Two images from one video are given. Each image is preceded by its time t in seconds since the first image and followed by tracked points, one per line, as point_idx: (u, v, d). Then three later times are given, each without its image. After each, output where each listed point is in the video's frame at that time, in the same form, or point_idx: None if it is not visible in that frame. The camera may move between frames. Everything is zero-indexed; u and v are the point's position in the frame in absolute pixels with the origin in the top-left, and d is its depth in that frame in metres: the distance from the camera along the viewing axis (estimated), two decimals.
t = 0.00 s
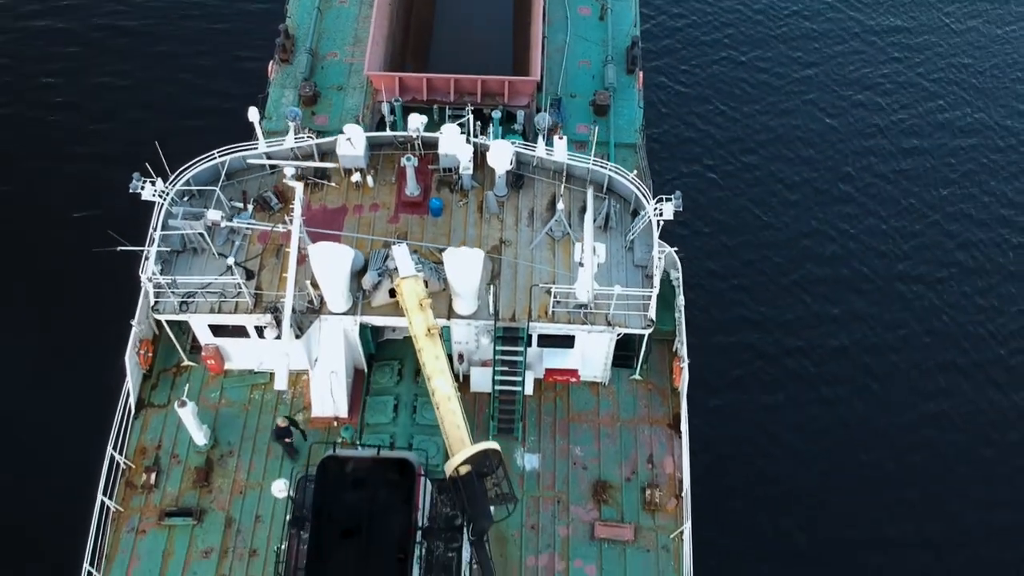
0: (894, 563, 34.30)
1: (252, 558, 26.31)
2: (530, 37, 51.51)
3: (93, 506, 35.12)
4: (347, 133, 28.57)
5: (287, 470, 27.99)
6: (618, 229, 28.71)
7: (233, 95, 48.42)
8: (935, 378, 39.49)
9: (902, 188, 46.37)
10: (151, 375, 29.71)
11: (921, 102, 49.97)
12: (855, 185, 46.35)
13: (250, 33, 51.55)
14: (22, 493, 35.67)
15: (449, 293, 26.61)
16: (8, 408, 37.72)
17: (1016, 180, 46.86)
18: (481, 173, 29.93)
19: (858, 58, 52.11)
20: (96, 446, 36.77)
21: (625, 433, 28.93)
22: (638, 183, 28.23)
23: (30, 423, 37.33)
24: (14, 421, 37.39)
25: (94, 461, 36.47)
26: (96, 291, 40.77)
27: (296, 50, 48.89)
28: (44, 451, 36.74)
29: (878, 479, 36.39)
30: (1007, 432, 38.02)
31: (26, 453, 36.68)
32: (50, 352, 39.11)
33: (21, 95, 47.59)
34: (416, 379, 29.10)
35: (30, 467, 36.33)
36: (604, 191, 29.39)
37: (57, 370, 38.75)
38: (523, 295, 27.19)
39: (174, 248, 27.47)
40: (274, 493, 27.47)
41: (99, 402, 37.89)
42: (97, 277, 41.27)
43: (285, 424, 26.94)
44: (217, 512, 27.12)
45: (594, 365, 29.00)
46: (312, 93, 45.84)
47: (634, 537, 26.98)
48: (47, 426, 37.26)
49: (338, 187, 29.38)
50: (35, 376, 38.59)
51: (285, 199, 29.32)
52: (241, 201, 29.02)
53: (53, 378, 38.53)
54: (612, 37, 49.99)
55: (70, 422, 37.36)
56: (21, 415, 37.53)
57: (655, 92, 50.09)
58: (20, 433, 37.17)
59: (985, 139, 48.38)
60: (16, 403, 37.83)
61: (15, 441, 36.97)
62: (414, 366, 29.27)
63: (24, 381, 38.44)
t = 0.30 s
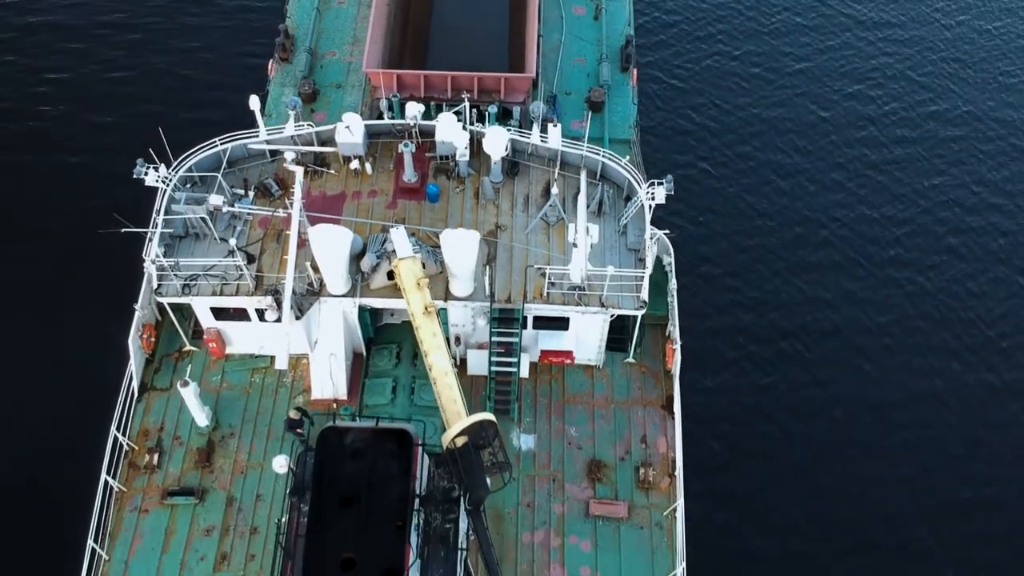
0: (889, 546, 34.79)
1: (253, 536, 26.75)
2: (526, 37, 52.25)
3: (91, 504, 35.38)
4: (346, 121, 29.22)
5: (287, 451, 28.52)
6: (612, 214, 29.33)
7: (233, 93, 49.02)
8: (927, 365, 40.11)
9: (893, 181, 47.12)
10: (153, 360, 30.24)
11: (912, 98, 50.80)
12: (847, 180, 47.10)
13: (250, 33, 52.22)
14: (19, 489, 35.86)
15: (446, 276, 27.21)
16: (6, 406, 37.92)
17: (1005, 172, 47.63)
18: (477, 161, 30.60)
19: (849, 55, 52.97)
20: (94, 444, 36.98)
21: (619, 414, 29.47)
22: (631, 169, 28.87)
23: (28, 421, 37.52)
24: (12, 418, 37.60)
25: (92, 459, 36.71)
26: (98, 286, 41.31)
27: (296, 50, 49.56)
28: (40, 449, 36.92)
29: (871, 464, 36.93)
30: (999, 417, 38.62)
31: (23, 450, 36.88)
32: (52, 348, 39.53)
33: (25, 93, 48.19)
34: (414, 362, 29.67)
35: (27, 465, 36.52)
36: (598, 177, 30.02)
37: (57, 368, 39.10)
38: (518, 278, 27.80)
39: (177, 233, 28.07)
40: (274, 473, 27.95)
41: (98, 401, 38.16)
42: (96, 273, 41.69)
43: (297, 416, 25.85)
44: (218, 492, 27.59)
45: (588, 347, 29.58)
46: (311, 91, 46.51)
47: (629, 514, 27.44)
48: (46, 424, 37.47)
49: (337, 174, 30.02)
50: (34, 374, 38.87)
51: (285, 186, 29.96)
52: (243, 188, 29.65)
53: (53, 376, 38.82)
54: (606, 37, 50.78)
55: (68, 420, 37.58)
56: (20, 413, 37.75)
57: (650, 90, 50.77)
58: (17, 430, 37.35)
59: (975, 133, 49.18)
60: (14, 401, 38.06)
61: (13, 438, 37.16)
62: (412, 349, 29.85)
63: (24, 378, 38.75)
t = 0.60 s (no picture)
0: (881, 527, 35.55)
1: (253, 515, 27.18)
2: (521, 36, 52.90)
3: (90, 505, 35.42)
4: (344, 110, 29.92)
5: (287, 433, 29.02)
6: (605, 200, 30.01)
7: (231, 88, 49.56)
8: (918, 352, 40.84)
9: (884, 174, 47.90)
10: (155, 346, 30.79)
11: (901, 92, 51.68)
12: (839, 173, 47.83)
13: (248, 31, 52.90)
14: (18, 490, 35.95)
15: (442, 259, 27.84)
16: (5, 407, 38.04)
17: (993, 162, 48.50)
18: (473, 150, 31.28)
19: (839, 52, 53.82)
20: (94, 449, 37.00)
21: (613, 396, 30.05)
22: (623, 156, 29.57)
23: (28, 423, 37.66)
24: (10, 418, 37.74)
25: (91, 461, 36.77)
26: (99, 282, 41.92)
27: (295, 49, 50.13)
28: (39, 449, 37.03)
29: (863, 449, 37.66)
30: (988, 401, 39.42)
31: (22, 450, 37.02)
32: (54, 346, 39.95)
33: (27, 93, 48.63)
34: (411, 346, 30.29)
35: (26, 466, 36.65)
36: (591, 165, 30.70)
37: (57, 367, 39.40)
38: (513, 261, 28.42)
39: (179, 220, 28.71)
40: (274, 455, 28.41)
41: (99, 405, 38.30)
42: (97, 270, 42.33)
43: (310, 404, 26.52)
44: (218, 473, 28.04)
45: (582, 331, 30.18)
46: (310, 90, 47.16)
47: (622, 493, 27.95)
48: (45, 424, 37.62)
49: (336, 163, 30.67)
50: (33, 375, 39.10)
51: (285, 175, 30.60)
52: (243, 176, 30.32)
53: (52, 377, 39.03)
54: (600, 36, 51.61)
55: (67, 423, 37.69)
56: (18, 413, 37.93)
57: (643, 87, 51.50)
58: (17, 432, 37.50)
59: (963, 124, 50.08)
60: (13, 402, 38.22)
61: (12, 440, 37.29)
62: (410, 334, 30.50)
63: (24, 376, 39.01)
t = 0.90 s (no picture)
0: (876, 509, 36.19)
1: (253, 496, 27.61)
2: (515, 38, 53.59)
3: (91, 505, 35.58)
4: (342, 101, 30.60)
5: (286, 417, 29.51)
6: (597, 188, 30.66)
7: (228, 88, 50.12)
8: (909, 341, 41.51)
9: (875, 166, 48.68)
10: (157, 334, 31.34)
11: (889, 87, 52.67)
12: (830, 167, 48.56)
13: (245, 32, 53.47)
14: (17, 490, 36.03)
15: (438, 245, 28.44)
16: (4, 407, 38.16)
17: (981, 154, 49.37)
18: (468, 140, 31.95)
19: (829, 50, 54.73)
20: (93, 449, 37.16)
21: (607, 380, 30.62)
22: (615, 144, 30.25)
23: (26, 424, 37.76)
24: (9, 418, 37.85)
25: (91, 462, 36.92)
26: (99, 280, 42.32)
27: (294, 51, 50.54)
28: (40, 450, 37.18)
29: (854, 436, 38.21)
30: (978, 387, 40.03)
31: (21, 451, 37.14)
32: (54, 344, 40.17)
33: (29, 94, 49.01)
34: (408, 331, 30.87)
35: (26, 467, 36.75)
36: (584, 154, 31.36)
37: (56, 365, 39.57)
38: (508, 247, 29.04)
39: (180, 208, 29.31)
40: (273, 438, 28.90)
41: (98, 405, 38.45)
42: (98, 267, 42.74)
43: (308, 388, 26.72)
44: (219, 456, 28.49)
45: (576, 316, 30.81)
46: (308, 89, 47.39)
47: (616, 473, 28.45)
48: (46, 424, 37.76)
49: (334, 154, 31.33)
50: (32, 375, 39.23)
51: (285, 165, 31.26)
52: (243, 167, 30.97)
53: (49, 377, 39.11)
54: (593, 37, 52.35)
55: (66, 423, 37.85)
56: (17, 413, 38.03)
57: (636, 86, 52.21)
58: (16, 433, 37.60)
59: (950, 117, 51.03)
60: (11, 402, 38.29)
61: (11, 440, 37.39)
62: (407, 320, 31.09)
63: (22, 376, 39.13)
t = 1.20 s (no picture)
0: (870, 499, 36.64)
1: (253, 484, 28.04)
2: (511, 46, 54.35)
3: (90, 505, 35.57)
4: (342, 99, 31.36)
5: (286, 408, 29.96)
6: (591, 183, 31.38)
7: (229, 93, 50.78)
8: (901, 336, 42.01)
9: (866, 167, 49.45)
10: (159, 328, 31.91)
11: (879, 90, 53.62)
12: (822, 168, 49.34)
13: (245, 39, 54.21)
14: (17, 490, 36.01)
15: (435, 237, 29.12)
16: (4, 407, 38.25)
17: (970, 153, 50.23)
18: (465, 137, 32.70)
19: (819, 56, 55.64)
20: (94, 450, 37.22)
21: (601, 370, 31.18)
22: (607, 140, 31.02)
23: (26, 424, 37.84)
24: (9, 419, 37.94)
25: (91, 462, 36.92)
26: (100, 280, 42.66)
27: (293, 58, 51.18)
28: (40, 450, 37.21)
29: (846, 430, 38.67)
30: (969, 381, 40.50)
31: (20, 451, 37.16)
32: (54, 344, 40.30)
33: (33, 100, 49.68)
34: (406, 324, 31.45)
35: (26, 467, 36.73)
36: (577, 150, 32.08)
37: (55, 365, 39.68)
38: (503, 239, 29.72)
39: (183, 203, 29.99)
40: (273, 428, 29.38)
41: (97, 405, 38.49)
42: (98, 267, 43.02)
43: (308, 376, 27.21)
44: (220, 445, 28.94)
45: (570, 308, 31.40)
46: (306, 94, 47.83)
47: (610, 460, 28.95)
48: (45, 425, 37.82)
49: (334, 150, 32.07)
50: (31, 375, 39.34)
51: (285, 162, 31.98)
52: (244, 163, 31.67)
53: (49, 377, 39.26)
54: (588, 44, 53.16)
55: (67, 424, 37.89)
56: (17, 413, 38.12)
57: (631, 91, 53.02)
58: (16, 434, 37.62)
59: (939, 118, 51.95)
60: (11, 402, 38.39)
61: (11, 440, 37.43)
62: (405, 313, 31.71)
63: (22, 377, 39.24)
